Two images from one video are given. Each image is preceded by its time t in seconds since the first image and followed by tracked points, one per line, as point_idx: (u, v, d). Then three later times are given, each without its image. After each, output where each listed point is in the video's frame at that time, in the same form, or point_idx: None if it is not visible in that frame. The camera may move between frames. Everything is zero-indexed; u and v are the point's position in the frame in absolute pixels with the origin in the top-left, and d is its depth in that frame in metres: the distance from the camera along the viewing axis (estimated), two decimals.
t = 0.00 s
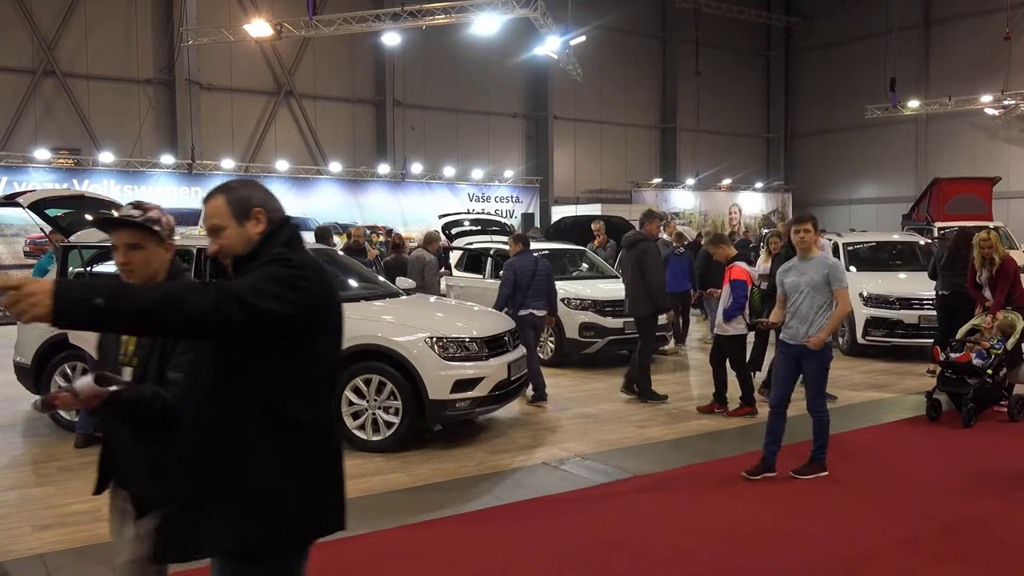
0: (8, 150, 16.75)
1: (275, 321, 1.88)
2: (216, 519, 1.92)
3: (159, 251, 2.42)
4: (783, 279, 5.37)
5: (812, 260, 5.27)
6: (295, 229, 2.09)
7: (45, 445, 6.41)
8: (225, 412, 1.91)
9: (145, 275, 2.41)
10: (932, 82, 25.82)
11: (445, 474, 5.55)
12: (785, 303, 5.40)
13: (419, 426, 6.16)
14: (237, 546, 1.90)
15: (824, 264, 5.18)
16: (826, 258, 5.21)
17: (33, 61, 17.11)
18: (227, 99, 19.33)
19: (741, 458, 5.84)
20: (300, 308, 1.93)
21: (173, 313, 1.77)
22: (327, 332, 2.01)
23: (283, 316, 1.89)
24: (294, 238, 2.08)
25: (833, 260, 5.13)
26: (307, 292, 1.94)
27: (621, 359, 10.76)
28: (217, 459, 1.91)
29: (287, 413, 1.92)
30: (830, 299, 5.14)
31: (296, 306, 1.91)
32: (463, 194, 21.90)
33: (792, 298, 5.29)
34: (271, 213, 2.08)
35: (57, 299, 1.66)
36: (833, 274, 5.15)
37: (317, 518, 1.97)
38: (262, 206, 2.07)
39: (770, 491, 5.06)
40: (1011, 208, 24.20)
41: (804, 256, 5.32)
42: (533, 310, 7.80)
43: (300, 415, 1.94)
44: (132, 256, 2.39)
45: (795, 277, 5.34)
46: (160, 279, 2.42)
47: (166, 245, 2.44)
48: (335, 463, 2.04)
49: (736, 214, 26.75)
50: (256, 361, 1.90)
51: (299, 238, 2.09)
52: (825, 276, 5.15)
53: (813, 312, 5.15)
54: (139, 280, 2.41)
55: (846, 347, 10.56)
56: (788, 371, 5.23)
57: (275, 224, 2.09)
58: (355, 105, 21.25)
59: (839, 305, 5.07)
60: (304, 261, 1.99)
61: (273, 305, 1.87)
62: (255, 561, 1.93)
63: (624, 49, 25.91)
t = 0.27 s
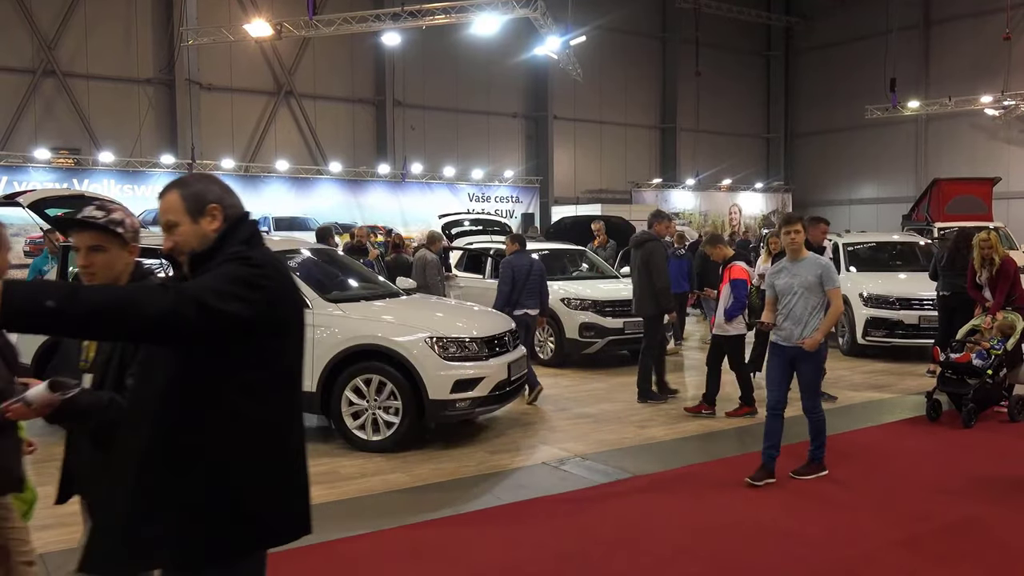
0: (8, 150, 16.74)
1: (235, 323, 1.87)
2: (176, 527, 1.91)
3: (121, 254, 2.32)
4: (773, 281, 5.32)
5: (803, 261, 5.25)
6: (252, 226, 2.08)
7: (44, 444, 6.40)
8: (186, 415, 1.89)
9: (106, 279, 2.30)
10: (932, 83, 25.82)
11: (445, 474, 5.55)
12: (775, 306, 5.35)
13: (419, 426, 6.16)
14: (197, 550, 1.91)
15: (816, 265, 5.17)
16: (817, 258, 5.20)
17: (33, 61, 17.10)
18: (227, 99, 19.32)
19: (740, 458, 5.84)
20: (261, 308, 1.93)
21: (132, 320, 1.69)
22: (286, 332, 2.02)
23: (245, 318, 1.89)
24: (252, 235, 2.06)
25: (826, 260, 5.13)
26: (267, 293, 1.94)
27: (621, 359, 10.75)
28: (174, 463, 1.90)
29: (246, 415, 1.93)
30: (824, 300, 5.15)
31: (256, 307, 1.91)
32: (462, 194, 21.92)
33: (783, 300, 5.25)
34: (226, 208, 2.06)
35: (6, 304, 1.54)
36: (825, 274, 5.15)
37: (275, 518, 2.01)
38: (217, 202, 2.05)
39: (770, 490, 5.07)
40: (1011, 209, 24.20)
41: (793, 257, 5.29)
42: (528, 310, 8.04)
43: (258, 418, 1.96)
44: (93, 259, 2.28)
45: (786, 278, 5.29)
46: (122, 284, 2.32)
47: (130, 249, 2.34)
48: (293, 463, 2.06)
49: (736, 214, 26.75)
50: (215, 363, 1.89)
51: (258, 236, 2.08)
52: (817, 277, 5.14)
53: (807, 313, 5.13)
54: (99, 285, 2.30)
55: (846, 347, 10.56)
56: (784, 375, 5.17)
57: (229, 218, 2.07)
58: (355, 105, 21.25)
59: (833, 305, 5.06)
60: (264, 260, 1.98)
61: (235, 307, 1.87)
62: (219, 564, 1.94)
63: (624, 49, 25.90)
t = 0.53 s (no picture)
0: (8, 150, 16.74)
1: (191, 342, 1.83)
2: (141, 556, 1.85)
3: (80, 261, 2.22)
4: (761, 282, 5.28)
5: (791, 261, 5.22)
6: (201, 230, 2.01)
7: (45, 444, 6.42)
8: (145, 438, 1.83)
9: (64, 287, 2.21)
10: (932, 83, 25.82)
11: (445, 474, 5.56)
12: (762, 306, 5.32)
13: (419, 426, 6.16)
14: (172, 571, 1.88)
15: (805, 264, 5.14)
16: (805, 257, 5.17)
17: (33, 61, 17.10)
18: (227, 99, 19.32)
19: (740, 458, 5.84)
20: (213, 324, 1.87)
21: (84, 356, 1.70)
22: (244, 340, 1.97)
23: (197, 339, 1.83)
24: (204, 239, 2.00)
25: (815, 260, 5.10)
26: (220, 306, 1.89)
27: (621, 359, 10.75)
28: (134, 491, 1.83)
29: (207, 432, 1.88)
30: (814, 300, 5.13)
31: (210, 323, 1.86)
32: (463, 194, 21.95)
33: (772, 301, 5.21)
34: (173, 209, 1.99)
35: None
36: (814, 274, 5.13)
37: (258, 521, 2.00)
38: (164, 202, 1.99)
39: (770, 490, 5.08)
40: (1011, 209, 24.19)
41: (782, 257, 5.24)
42: (523, 306, 8.54)
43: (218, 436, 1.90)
44: (49, 266, 2.19)
45: (774, 279, 5.26)
46: (81, 292, 2.23)
47: (89, 255, 2.24)
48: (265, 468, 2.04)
49: (736, 214, 26.75)
50: (172, 383, 1.83)
51: (207, 241, 2.02)
52: (807, 277, 5.12)
53: (798, 313, 5.10)
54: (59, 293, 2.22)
55: (846, 348, 10.56)
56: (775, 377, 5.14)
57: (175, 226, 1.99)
58: (355, 105, 21.25)
59: (823, 305, 5.05)
60: (214, 269, 1.91)
61: (188, 329, 1.82)
62: None
63: (624, 49, 25.90)
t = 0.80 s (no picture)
0: (8, 150, 16.74)
1: (147, 374, 1.77)
2: None
3: (31, 265, 2.28)
4: (750, 282, 5.22)
5: (779, 261, 5.16)
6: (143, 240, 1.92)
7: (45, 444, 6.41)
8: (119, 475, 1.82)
9: (14, 292, 2.28)
10: (932, 83, 25.83)
11: (445, 474, 5.56)
12: (751, 306, 5.25)
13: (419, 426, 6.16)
14: None
15: (793, 263, 5.08)
16: (794, 257, 5.11)
17: (33, 61, 17.11)
18: (227, 99, 19.32)
19: (740, 458, 5.84)
20: (157, 351, 1.80)
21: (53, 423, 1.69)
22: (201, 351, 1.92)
23: (141, 373, 1.75)
24: (144, 247, 1.90)
25: (803, 258, 5.04)
26: (164, 330, 1.81)
27: (621, 359, 10.75)
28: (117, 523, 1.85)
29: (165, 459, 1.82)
30: (803, 299, 5.06)
31: (160, 351, 1.80)
32: (462, 195, 21.98)
33: (761, 301, 5.14)
34: (103, 215, 1.90)
35: None
36: (803, 273, 5.07)
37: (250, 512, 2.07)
38: (98, 208, 1.89)
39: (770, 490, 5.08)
40: (1011, 209, 24.19)
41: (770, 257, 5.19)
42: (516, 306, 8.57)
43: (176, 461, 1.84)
44: None
45: (763, 279, 5.20)
46: (34, 293, 2.29)
47: (39, 258, 2.29)
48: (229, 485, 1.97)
49: (736, 214, 26.75)
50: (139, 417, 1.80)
51: (147, 249, 1.91)
52: (795, 276, 5.05)
53: (787, 313, 5.03)
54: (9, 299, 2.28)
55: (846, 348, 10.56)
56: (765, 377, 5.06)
57: (112, 238, 1.89)
58: (355, 105, 21.25)
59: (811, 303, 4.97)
60: (151, 289, 1.81)
61: (130, 363, 1.74)
62: None
63: (624, 49, 25.91)
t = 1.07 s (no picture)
0: (8, 151, 16.75)
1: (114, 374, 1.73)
2: None
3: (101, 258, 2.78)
4: (744, 282, 5.15)
5: (773, 261, 5.07)
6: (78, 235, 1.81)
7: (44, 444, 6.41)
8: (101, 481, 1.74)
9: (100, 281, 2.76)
10: (932, 83, 25.83)
11: (445, 474, 5.56)
12: (745, 306, 5.18)
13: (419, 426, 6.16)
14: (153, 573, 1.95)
15: (785, 264, 4.98)
16: (787, 257, 5.02)
17: (33, 61, 17.11)
18: (227, 99, 19.32)
19: (739, 459, 5.84)
20: (102, 364, 1.70)
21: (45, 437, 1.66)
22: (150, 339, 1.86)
23: (100, 384, 1.69)
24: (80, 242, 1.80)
25: (796, 258, 4.95)
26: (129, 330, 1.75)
27: (620, 360, 10.76)
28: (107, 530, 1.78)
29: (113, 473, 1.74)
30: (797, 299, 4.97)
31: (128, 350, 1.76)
32: (462, 195, 22.03)
33: (754, 301, 5.07)
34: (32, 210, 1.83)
35: None
36: (796, 273, 4.97)
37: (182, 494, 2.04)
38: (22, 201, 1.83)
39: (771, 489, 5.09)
40: (1011, 209, 24.19)
41: (763, 257, 5.10)
42: (509, 306, 9.01)
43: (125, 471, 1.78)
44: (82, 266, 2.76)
45: (757, 279, 5.12)
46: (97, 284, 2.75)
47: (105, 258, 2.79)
48: (171, 489, 1.94)
49: (736, 215, 26.76)
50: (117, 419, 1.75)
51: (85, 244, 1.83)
52: (788, 277, 4.97)
53: (780, 313, 4.95)
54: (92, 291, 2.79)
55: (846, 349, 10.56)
56: (759, 379, 5.00)
57: (42, 234, 1.79)
58: (355, 105, 21.25)
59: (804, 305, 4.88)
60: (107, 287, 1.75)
61: (77, 380, 1.65)
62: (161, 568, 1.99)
63: (624, 50, 25.91)
